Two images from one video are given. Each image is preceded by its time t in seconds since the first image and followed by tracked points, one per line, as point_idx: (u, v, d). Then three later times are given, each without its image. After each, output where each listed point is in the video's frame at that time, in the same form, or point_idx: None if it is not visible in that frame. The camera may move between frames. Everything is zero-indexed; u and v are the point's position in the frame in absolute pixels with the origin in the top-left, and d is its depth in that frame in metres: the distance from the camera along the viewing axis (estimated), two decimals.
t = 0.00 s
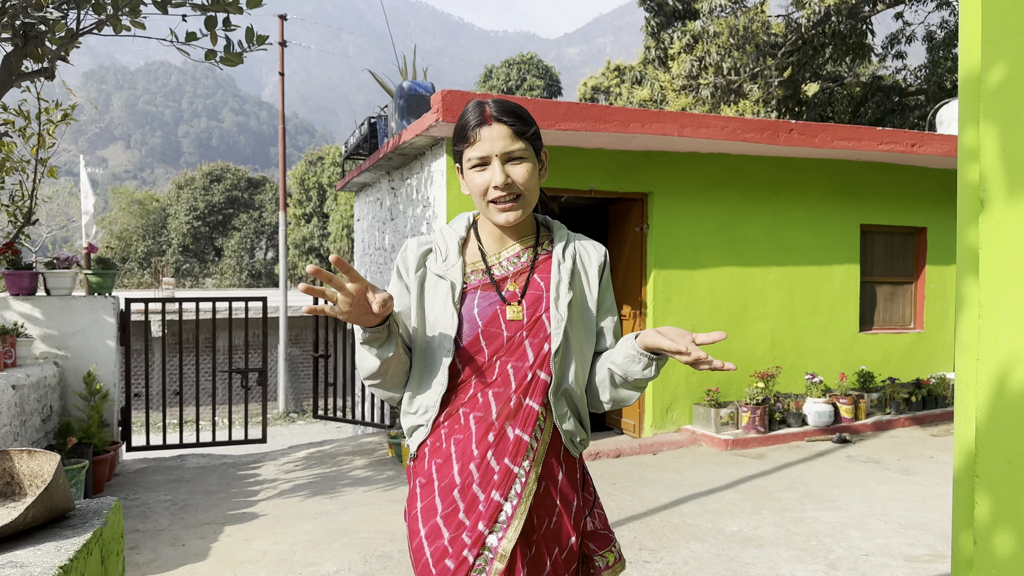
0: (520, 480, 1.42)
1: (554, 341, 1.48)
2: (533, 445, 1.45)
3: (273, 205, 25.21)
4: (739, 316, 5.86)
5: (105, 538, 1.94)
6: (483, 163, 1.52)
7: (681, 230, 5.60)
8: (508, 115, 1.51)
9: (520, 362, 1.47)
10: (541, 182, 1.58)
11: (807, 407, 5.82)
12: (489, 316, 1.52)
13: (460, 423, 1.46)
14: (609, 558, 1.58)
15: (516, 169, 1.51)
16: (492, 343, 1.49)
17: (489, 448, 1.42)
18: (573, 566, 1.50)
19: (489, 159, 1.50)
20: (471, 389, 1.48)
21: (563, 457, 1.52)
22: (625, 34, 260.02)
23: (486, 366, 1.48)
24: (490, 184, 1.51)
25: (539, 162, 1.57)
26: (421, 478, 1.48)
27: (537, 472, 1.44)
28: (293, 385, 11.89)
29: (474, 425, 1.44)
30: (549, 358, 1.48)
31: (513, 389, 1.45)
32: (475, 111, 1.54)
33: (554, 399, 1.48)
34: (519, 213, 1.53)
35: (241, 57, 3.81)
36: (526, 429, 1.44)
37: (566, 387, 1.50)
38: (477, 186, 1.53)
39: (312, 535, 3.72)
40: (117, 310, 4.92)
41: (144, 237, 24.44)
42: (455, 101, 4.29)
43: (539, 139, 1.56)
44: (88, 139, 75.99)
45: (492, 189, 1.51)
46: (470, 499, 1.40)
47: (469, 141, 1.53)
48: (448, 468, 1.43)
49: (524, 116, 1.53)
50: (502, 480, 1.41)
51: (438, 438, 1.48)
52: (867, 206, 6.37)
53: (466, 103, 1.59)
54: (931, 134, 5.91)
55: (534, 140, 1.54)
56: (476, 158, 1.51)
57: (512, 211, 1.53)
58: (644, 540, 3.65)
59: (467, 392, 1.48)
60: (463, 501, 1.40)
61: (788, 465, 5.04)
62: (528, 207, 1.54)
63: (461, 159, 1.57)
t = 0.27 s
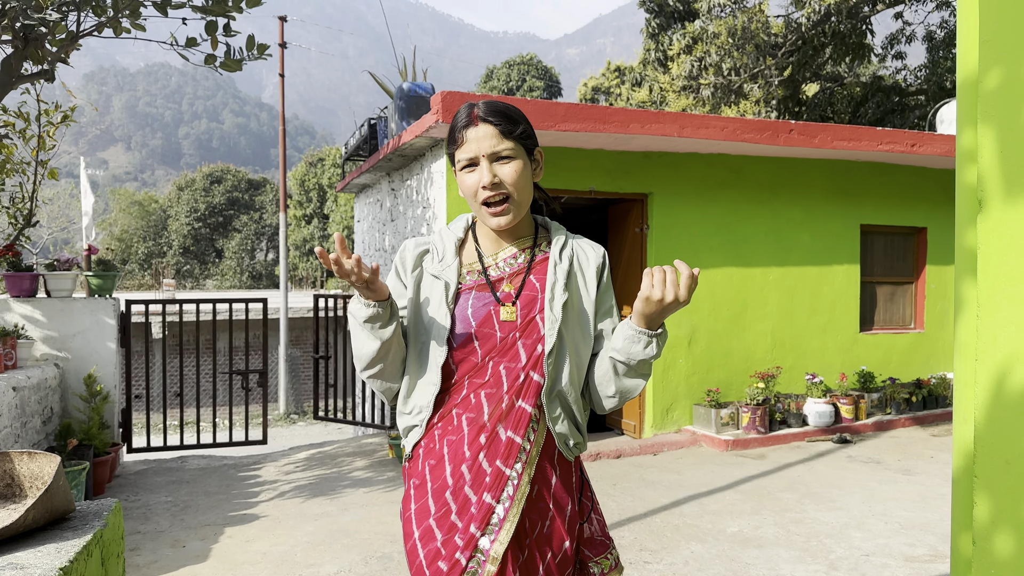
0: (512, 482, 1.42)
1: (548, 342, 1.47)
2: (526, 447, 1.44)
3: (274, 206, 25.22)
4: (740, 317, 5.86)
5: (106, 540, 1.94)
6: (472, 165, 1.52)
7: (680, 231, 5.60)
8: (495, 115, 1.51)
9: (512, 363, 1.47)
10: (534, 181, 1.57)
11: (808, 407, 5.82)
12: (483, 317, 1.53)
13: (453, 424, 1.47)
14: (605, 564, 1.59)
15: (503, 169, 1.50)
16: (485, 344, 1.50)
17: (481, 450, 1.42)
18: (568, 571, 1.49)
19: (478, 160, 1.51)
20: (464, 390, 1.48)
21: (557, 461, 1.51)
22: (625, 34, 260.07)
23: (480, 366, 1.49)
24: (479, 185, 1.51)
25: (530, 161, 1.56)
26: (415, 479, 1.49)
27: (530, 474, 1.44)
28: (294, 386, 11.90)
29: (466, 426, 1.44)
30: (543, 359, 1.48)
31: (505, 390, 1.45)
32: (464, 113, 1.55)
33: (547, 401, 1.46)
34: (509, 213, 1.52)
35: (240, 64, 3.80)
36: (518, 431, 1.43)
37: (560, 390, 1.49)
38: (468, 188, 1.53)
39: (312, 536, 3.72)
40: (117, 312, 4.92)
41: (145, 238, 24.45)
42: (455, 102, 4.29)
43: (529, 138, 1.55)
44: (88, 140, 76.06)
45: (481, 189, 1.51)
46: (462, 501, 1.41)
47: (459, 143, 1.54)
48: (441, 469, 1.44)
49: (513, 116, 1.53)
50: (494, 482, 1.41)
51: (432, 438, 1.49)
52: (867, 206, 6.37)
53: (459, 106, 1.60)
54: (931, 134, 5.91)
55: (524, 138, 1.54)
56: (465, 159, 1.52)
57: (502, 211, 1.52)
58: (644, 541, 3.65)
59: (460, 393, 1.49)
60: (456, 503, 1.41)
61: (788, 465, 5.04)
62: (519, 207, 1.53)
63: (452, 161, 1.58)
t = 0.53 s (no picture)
0: (512, 482, 1.42)
1: (547, 342, 1.48)
2: (525, 447, 1.45)
3: (276, 207, 25.24)
4: (741, 317, 5.85)
5: (108, 541, 1.94)
6: (481, 166, 1.52)
7: (682, 231, 5.60)
8: (504, 117, 1.52)
9: (512, 363, 1.47)
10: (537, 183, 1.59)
11: (810, 407, 5.81)
12: (482, 317, 1.52)
13: (452, 425, 1.46)
14: (602, 562, 1.58)
15: (514, 171, 1.51)
16: (485, 345, 1.50)
17: (480, 451, 1.42)
18: (568, 570, 1.49)
19: (489, 162, 1.51)
20: (463, 390, 1.48)
21: (556, 461, 1.51)
22: (626, 34, 259.95)
23: (479, 367, 1.48)
24: (491, 187, 1.51)
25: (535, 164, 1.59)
26: (415, 480, 1.49)
27: (530, 474, 1.44)
28: (296, 387, 11.91)
29: (466, 426, 1.44)
30: (542, 360, 1.48)
31: (505, 391, 1.45)
32: (469, 114, 1.54)
33: (547, 402, 1.47)
34: (520, 214, 1.53)
35: (241, 69, 3.81)
36: (517, 431, 1.44)
37: (559, 390, 1.49)
38: (477, 189, 1.53)
39: (314, 536, 3.72)
40: (119, 313, 4.92)
41: (147, 239, 24.48)
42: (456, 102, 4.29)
43: (533, 141, 1.57)
44: (90, 141, 76.18)
45: (493, 191, 1.51)
46: (462, 502, 1.41)
47: (466, 144, 1.53)
48: (440, 470, 1.44)
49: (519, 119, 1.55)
50: (494, 482, 1.41)
51: (431, 439, 1.49)
52: (869, 205, 6.36)
53: (457, 107, 1.59)
54: (932, 133, 5.91)
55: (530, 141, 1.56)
56: (475, 161, 1.51)
57: (513, 212, 1.52)
58: (646, 541, 3.65)
59: (459, 394, 1.48)
60: (455, 503, 1.41)
61: (791, 465, 5.04)
62: (527, 208, 1.54)
63: (457, 163, 1.57)
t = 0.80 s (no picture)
0: (512, 482, 1.42)
1: (548, 343, 1.47)
2: (526, 447, 1.44)
3: (279, 207, 25.28)
4: (745, 316, 5.84)
5: (112, 541, 1.94)
6: (472, 162, 1.52)
7: (685, 230, 5.59)
8: (495, 113, 1.52)
9: (512, 363, 1.46)
10: (534, 178, 1.57)
11: (814, 406, 5.80)
12: (483, 318, 1.51)
13: (453, 424, 1.46)
14: (606, 557, 1.58)
15: (505, 165, 1.50)
16: (485, 345, 1.49)
17: (481, 450, 1.42)
18: (570, 568, 1.49)
19: (479, 157, 1.51)
20: (464, 390, 1.48)
21: (557, 459, 1.51)
22: (629, 33, 259.72)
23: (479, 367, 1.48)
24: (481, 182, 1.51)
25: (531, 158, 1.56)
26: (416, 478, 1.49)
27: (529, 474, 1.43)
28: (299, 387, 11.93)
29: (466, 426, 1.44)
30: (543, 360, 1.48)
31: (505, 391, 1.45)
32: (462, 112, 1.55)
33: (548, 401, 1.47)
34: (511, 209, 1.51)
35: (245, 66, 3.82)
36: (518, 431, 1.44)
37: (560, 390, 1.49)
38: (470, 186, 1.53)
39: (318, 536, 3.72)
40: (123, 313, 4.93)
41: (151, 239, 24.54)
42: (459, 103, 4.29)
43: (529, 135, 1.56)
44: (94, 142, 76.37)
45: (483, 186, 1.51)
46: (462, 501, 1.41)
47: (458, 142, 1.54)
48: (441, 468, 1.44)
49: (512, 113, 1.53)
50: (494, 481, 1.41)
51: (432, 438, 1.49)
52: (872, 204, 6.34)
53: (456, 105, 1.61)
54: (937, 132, 5.89)
55: (524, 135, 1.54)
56: (466, 157, 1.52)
57: (504, 207, 1.51)
58: (650, 541, 3.64)
59: (460, 393, 1.48)
60: (456, 502, 1.41)
61: (795, 465, 5.03)
62: (520, 203, 1.53)
63: (453, 160, 1.58)
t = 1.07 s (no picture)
0: (507, 479, 1.41)
1: (549, 344, 1.46)
2: (523, 446, 1.43)
3: (284, 208, 25.34)
4: (751, 316, 5.82)
5: (118, 541, 1.95)
6: (474, 163, 1.52)
7: (690, 229, 5.58)
8: (494, 111, 1.51)
9: (513, 364, 1.46)
10: (535, 175, 1.57)
11: (820, 406, 5.79)
12: (484, 318, 1.51)
13: (453, 420, 1.46)
14: (597, 552, 1.57)
15: (506, 165, 1.50)
16: (486, 345, 1.49)
17: (478, 447, 1.42)
18: (567, 566, 1.47)
19: (480, 157, 1.50)
20: (465, 387, 1.48)
21: (555, 457, 1.50)
22: (632, 33, 259.41)
23: (481, 366, 1.48)
24: (483, 182, 1.50)
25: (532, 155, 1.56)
26: (415, 470, 1.49)
27: (525, 472, 1.42)
28: (305, 387, 11.95)
29: (465, 422, 1.44)
30: (543, 361, 1.47)
31: (505, 391, 1.44)
32: (462, 111, 1.55)
33: (548, 401, 1.46)
34: (514, 208, 1.51)
35: (250, 65, 3.83)
36: (516, 430, 1.43)
37: (561, 390, 1.49)
38: (472, 186, 1.52)
39: (324, 536, 3.73)
40: (129, 313, 4.94)
41: (157, 240, 24.63)
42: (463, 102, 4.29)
43: (530, 131, 1.55)
44: (99, 143, 76.68)
45: (485, 186, 1.50)
46: (457, 495, 1.40)
47: (459, 142, 1.54)
48: (439, 463, 1.44)
49: (511, 111, 1.53)
50: (490, 478, 1.40)
51: (432, 432, 1.49)
52: (878, 203, 6.32)
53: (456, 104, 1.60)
54: (943, 130, 5.86)
55: (524, 131, 1.53)
56: (467, 158, 1.52)
57: (507, 207, 1.51)
58: (655, 541, 3.63)
59: (461, 390, 1.48)
60: (451, 496, 1.41)
61: (801, 465, 5.01)
62: (523, 202, 1.53)
63: (454, 160, 1.58)
